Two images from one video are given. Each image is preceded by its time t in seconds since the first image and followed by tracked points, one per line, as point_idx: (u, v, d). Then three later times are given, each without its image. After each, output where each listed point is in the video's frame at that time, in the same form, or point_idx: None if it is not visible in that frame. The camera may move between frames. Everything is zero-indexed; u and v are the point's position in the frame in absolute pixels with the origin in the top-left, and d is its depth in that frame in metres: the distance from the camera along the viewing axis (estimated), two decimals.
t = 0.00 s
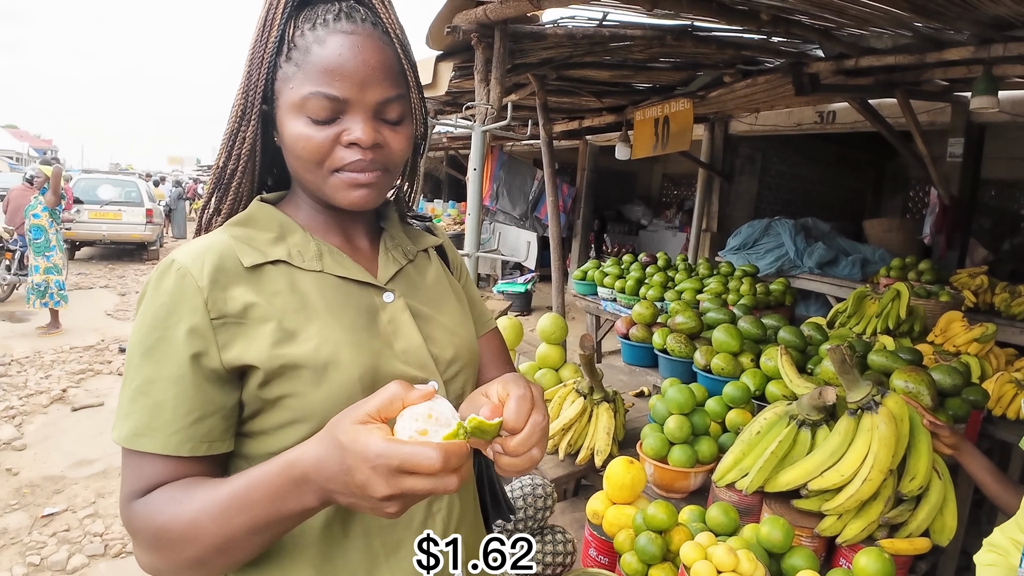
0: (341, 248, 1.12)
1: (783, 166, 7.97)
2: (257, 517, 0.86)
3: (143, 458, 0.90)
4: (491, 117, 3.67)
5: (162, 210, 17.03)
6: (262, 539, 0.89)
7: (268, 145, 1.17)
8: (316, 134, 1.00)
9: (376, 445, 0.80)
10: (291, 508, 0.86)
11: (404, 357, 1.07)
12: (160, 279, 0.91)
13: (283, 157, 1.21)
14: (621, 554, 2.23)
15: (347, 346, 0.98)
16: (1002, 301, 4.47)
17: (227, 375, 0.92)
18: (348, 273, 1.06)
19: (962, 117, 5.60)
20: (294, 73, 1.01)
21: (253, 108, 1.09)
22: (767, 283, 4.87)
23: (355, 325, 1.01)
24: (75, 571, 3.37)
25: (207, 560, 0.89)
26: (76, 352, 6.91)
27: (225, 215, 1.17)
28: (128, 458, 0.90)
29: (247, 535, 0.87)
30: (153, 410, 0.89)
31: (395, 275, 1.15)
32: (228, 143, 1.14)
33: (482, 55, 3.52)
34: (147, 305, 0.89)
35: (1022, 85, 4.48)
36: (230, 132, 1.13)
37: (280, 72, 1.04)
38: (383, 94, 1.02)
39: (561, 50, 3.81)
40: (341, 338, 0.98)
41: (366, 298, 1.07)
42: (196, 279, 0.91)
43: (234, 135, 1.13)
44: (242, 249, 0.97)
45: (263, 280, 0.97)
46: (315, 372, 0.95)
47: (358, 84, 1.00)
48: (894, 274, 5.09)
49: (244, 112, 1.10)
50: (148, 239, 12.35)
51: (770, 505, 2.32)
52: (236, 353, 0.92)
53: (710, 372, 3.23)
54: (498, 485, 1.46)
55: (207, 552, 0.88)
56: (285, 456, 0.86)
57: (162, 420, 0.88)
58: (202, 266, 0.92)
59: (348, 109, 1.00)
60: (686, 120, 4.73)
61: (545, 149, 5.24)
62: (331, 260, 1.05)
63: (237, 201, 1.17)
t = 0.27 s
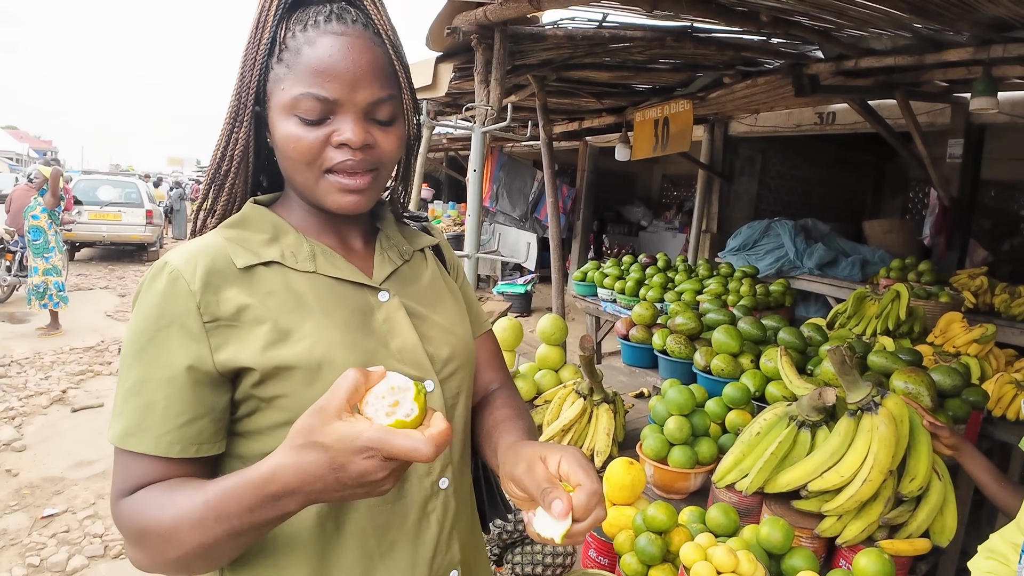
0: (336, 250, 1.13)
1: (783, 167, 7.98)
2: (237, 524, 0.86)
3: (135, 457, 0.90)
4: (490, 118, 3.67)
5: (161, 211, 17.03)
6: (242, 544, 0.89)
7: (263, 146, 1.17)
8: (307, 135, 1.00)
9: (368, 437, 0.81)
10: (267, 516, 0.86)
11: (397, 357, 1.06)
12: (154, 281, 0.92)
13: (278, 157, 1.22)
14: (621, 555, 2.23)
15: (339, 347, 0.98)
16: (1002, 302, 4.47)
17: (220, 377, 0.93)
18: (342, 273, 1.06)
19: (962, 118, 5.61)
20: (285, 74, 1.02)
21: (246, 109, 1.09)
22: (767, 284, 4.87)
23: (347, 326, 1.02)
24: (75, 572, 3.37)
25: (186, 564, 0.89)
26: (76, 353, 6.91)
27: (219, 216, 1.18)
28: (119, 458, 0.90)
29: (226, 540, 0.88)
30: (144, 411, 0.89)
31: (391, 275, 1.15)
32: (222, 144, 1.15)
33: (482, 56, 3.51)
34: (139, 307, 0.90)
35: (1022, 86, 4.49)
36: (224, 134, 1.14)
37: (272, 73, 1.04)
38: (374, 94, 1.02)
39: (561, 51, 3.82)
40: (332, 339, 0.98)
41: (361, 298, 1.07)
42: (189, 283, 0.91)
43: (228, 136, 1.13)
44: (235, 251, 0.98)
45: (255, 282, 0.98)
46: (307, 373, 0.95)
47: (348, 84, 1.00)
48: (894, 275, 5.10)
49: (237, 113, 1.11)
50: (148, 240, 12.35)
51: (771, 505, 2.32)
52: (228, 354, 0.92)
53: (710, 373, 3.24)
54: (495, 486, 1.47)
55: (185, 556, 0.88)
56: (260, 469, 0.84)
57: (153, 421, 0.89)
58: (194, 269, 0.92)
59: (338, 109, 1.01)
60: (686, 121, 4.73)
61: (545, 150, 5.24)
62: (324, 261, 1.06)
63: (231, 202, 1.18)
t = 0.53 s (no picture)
0: (338, 249, 1.13)
1: (782, 168, 7.98)
2: (231, 531, 0.87)
3: (133, 453, 0.90)
4: (490, 119, 3.67)
5: (161, 212, 17.03)
6: (233, 550, 0.89)
7: (264, 147, 1.17)
8: (306, 136, 1.01)
9: (347, 493, 0.82)
10: (257, 532, 0.87)
11: (395, 357, 1.06)
12: (155, 276, 0.92)
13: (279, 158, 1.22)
14: (620, 556, 2.23)
15: (338, 345, 0.99)
16: (1001, 303, 4.47)
17: (218, 373, 0.93)
18: (341, 272, 1.06)
19: (961, 119, 5.62)
20: (285, 76, 1.02)
21: (248, 110, 1.10)
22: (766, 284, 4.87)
23: (345, 325, 1.02)
24: (75, 572, 3.37)
25: (180, 564, 0.89)
26: (76, 354, 6.91)
27: (221, 216, 1.18)
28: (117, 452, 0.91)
29: (220, 546, 0.88)
30: (142, 405, 0.89)
31: (391, 275, 1.15)
32: (224, 144, 1.15)
33: (482, 57, 3.51)
34: (140, 302, 0.91)
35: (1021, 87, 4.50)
36: (227, 135, 1.14)
37: (273, 75, 1.05)
38: (373, 97, 1.03)
39: (561, 52, 3.82)
40: (330, 339, 0.99)
41: (360, 297, 1.07)
42: (189, 279, 0.92)
43: (230, 138, 1.14)
44: (236, 249, 0.99)
45: (255, 280, 0.98)
46: (305, 371, 0.96)
47: (348, 87, 1.01)
48: (893, 276, 5.10)
49: (240, 115, 1.11)
50: (148, 240, 12.35)
51: (770, 506, 2.32)
52: (227, 351, 0.93)
53: (710, 374, 3.24)
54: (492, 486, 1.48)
55: (179, 556, 0.89)
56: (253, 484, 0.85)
57: (150, 415, 0.89)
58: (194, 266, 0.93)
59: (338, 112, 1.01)
60: (685, 122, 4.74)
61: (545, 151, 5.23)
62: (324, 260, 1.06)
63: (233, 203, 1.17)
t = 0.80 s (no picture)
0: (337, 250, 1.13)
1: (782, 169, 7.99)
2: (229, 510, 0.86)
3: (135, 449, 0.91)
4: (490, 120, 3.68)
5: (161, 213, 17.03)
6: (232, 536, 0.89)
7: (269, 146, 1.18)
8: (310, 137, 1.01)
9: (355, 443, 0.83)
10: (255, 504, 0.86)
11: (391, 353, 1.06)
12: (157, 276, 0.93)
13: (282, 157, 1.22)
14: (621, 556, 2.23)
15: (337, 346, 0.99)
16: (1001, 303, 4.47)
17: (218, 371, 0.94)
18: (339, 272, 1.07)
19: (961, 119, 5.62)
20: (291, 77, 1.02)
21: (253, 109, 1.10)
22: (767, 285, 4.87)
23: (343, 324, 1.02)
24: (74, 573, 3.37)
25: (181, 551, 0.89)
26: (76, 354, 6.91)
27: (224, 214, 1.18)
28: (117, 449, 0.91)
29: (219, 528, 0.87)
30: (142, 402, 0.90)
31: (389, 275, 1.15)
32: (228, 142, 1.15)
33: (482, 58, 3.51)
34: (142, 301, 0.91)
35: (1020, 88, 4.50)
36: (231, 133, 1.14)
37: (278, 76, 1.05)
38: (376, 100, 1.03)
39: (561, 53, 3.82)
40: (329, 339, 0.99)
41: (358, 297, 1.08)
42: (190, 279, 0.92)
43: (235, 136, 1.14)
44: (236, 249, 0.99)
45: (255, 281, 0.98)
46: (304, 372, 0.96)
47: (353, 90, 1.01)
48: (893, 276, 5.10)
49: (245, 115, 1.11)
50: (148, 241, 12.35)
51: (770, 506, 2.32)
52: (226, 350, 0.93)
53: (710, 374, 3.24)
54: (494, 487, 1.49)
55: (181, 543, 0.88)
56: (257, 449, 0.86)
57: (150, 413, 0.90)
58: (195, 266, 0.93)
59: (342, 113, 1.02)
60: (685, 123, 4.74)
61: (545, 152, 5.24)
62: (323, 260, 1.06)
63: (235, 201, 1.17)
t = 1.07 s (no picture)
0: (336, 249, 1.13)
1: (782, 169, 7.99)
2: (219, 495, 0.86)
3: (130, 444, 0.91)
4: (490, 120, 3.67)
5: (160, 213, 17.03)
6: (220, 525, 0.88)
7: (270, 148, 1.18)
8: (310, 140, 1.01)
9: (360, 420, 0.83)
10: (245, 490, 0.86)
11: (389, 353, 1.06)
12: (158, 272, 0.93)
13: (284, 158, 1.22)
14: (621, 557, 2.22)
15: (337, 345, 0.99)
16: (1001, 304, 4.48)
17: (217, 369, 0.94)
18: (340, 271, 1.07)
19: (961, 120, 5.62)
20: (292, 79, 1.02)
21: (254, 110, 1.10)
22: (767, 285, 4.88)
23: (343, 322, 1.02)
24: (74, 574, 3.37)
25: (169, 541, 0.88)
26: (76, 355, 6.91)
27: (225, 215, 1.18)
28: (112, 442, 0.91)
29: (207, 516, 0.87)
30: (140, 397, 0.90)
31: (389, 275, 1.15)
32: (230, 144, 1.15)
33: (482, 59, 3.50)
34: (144, 296, 0.92)
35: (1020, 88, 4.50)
36: (232, 135, 1.14)
37: (279, 78, 1.05)
38: (376, 102, 1.03)
39: (561, 54, 3.82)
40: (329, 337, 0.99)
41: (358, 296, 1.07)
42: (191, 275, 0.92)
43: (237, 137, 1.13)
44: (237, 247, 0.99)
45: (255, 278, 0.98)
46: (302, 370, 0.95)
47: (354, 93, 1.01)
48: (893, 277, 5.11)
49: (247, 116, 1.11)
50: (147, 241, 12.35)
51: (771, 507, 2.32)
52: (226, 347, 0.93)
53: (710, 375, 3.24)
54: (496, 485, 1.49)
55: (169, 534, 0.88)
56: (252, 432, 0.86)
57: (148, 408, 0.90)
58: (196, 263, 0.93)
59: (342, 116, 1.02)
60: (685, 124, 4.74)
61: (544, 152, 5.24)
62: (323, 259, 1.06)
63: (236, 202, 1.17)
